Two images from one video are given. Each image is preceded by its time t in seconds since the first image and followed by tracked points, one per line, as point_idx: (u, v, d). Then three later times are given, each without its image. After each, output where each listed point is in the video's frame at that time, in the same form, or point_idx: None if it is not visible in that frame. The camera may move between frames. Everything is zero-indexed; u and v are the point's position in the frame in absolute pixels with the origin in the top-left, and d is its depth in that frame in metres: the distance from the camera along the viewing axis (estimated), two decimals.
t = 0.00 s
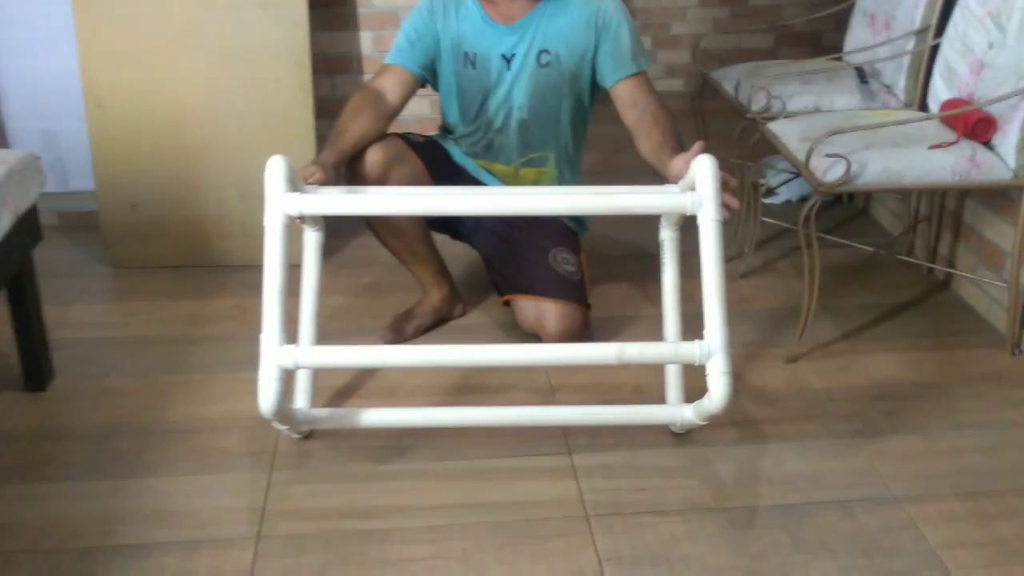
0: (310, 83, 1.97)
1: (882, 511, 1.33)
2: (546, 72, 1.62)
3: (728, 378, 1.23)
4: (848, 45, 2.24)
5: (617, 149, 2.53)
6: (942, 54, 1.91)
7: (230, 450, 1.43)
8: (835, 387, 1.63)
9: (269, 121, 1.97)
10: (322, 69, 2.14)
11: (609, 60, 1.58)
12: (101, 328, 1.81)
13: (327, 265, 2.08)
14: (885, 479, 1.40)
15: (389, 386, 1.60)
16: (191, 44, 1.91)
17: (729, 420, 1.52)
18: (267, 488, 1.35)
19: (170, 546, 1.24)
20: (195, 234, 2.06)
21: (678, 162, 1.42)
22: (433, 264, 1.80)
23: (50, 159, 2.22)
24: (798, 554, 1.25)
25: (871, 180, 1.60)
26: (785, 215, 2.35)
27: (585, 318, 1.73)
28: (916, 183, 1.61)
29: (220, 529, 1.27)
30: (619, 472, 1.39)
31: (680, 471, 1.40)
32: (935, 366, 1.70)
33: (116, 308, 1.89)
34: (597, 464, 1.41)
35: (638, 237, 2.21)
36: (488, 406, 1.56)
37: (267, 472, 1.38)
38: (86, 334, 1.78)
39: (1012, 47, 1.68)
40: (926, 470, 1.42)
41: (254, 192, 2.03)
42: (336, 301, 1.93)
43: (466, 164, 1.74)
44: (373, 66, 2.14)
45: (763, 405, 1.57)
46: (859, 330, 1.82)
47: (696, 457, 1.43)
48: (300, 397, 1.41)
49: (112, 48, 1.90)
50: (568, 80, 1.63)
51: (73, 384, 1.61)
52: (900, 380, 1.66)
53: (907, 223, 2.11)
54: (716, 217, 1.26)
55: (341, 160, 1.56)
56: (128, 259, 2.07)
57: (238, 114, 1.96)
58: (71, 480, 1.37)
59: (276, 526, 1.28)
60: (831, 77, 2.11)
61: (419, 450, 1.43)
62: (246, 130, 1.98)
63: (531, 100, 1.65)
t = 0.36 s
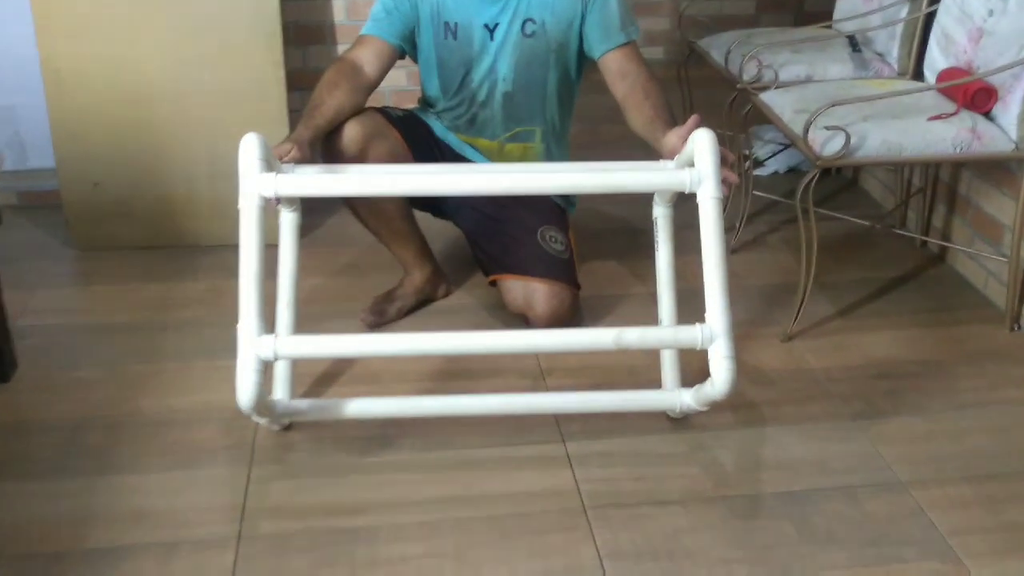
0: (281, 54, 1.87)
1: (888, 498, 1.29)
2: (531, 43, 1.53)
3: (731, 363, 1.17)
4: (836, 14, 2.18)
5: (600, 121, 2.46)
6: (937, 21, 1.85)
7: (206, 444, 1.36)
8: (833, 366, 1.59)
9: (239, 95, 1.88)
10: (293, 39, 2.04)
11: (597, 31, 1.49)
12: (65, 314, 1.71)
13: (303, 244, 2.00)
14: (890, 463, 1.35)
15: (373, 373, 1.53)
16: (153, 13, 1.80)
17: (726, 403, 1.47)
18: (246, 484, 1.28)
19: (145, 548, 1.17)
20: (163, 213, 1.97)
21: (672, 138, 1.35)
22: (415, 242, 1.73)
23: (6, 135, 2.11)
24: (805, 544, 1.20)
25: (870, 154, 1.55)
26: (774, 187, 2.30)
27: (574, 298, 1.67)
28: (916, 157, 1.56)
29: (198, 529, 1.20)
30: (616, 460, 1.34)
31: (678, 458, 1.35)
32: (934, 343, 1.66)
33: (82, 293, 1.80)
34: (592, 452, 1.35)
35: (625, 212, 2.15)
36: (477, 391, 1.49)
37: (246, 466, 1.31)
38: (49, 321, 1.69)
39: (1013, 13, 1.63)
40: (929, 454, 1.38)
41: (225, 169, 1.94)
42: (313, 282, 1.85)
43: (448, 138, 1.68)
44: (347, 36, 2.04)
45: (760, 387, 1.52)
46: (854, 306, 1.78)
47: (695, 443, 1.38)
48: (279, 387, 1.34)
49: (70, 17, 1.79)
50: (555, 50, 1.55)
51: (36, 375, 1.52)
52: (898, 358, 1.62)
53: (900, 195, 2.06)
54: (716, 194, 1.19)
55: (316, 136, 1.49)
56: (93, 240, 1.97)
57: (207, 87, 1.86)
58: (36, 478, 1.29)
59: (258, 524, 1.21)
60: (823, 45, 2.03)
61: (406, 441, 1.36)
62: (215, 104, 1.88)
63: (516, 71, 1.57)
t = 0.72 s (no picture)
0: (254, 30, 1.79)
1: (886, 486, 1.25)
2: (514, 16, 1.48)
3: (726, 354, 1.13)
4: None
5: (586, 96, 2.40)
6: None
7: (180, 440, 1.30)
8: (828, 349, 1.55)
9: (211, 72, 1.80)
10: (266, 13, 1.96)
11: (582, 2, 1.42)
12: (34, 304, 1.65)
13: (281, 227, 1.94)
14: (887, 450, 1.32)
15: (354, 363, 1.48)
16: None
17: (718, 390, 1.43)
18: (223, 482, 1.23)
19: (116, 552, 1.12)
20: (135, 197, 1.90)
21: (659, 116, 1.30)
22: (397, 226, 1.67)
23: None
24: (803, 538, 1.16)
25: (867, 130, 1.49)
26: (765, 162, 2.24)
27: (562, 281, 1.62)
28: (913, 133, 1.50)
29: (172, 531, 1.15)
30: (606, 452, 1.30)
31: (671, 448, 1.31)
32: (930, 324, 1.62)
33: (50, 281, 1.73)
34: (582, 444, 1.31)
35: (612, 190, 2.10)
36: (462, 381, 1.45)
37: (223, 464, 1.26)
38: (17, 311, 1.62)
39: None
40: (927, 439, 1.34)
41: (198, 151, 1.87)
42: (291, 267, 1.79)
43: (429, 117, 1.61)
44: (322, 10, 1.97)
45: (754, 372, 1.48)
46: (849, 287, 1.73)
47: (687, 433, 1.34)
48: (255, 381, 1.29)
49: None
50: (540, 24, 1.49)
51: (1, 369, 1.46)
52: (894, 339, 1.58)
53: (894, 170, 2.01)
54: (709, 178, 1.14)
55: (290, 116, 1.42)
56: (61, 225, 1.90)
57: (176, 65, 1.79)
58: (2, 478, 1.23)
59: (235, 525, 1.16)
60: (815, 17, 1.97)
61: (389, 434, 1.32)
62: (186, 83, 1.81)
63: (498, 46, 1.50)
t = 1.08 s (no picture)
0: (270, 7, 1.75)
1: (908, 502, 1.20)
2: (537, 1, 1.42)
3: (744, 372, 1.08)
4: None
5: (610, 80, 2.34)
6: None
7: (182, 431, 1.28)
8: (852, 353, 1.49)
9: (225, 49, 1.76)
10: None
11: None
12: (40, 284, 1.62)
13: (294, 210, 1.90)
14: (909, 463, 1.27)
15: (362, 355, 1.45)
16: None
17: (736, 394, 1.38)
18: (222, 477, 1.20)
19: (110, 547, 1.10)
20: (147, 175, 1.87)
21: (684, 110, 1.24)
22: (411, 216, 1.63)
23: None
24: (817, 555, 1.12)
25: (900, 127, 1.43)
26: (793, 153, 2.17)
27: (578, 275, 1.57)
28: (948, 131, 1.43)
29: (168, 527, 1.13)
30: (617, 457, 1.26)
31: (684, 455, 1.26)
32: (959, 329, 1.56)
33: (58, 260, 1.71)
34: (592, 448, 1.27)
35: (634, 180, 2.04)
36: (472, 377, 1.41)
37: (223, 457, 1.23)
38: (23, 291, 1.60)
39: None
40: (953, 453, 1.29)
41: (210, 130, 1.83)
42: (302, 251, 1.75)
43: (446, 101, 1.57)
44: None
45: (773, 375, 1.43)
46: (877, 287, 1.68)
47: (702, 438, 1.29)
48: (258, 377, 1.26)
49: None
50: (562, 10, 1.43)
51: (5, 351, 1.44)
52: (921, 344, 1.52)
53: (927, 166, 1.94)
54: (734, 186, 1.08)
55: (302, 101, 1.38)
56: (72, 203, 1.88)
57: (190, 42, 1.75)
58: None
59: (232, 522, 1.13)
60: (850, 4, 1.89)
61: (394, 432, 1.28)
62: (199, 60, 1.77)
63: (518, 33, 1.45)
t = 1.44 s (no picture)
0: None
1: (928, 518, 1.16)
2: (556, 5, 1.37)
3: (761, 399, 1.05)
4: None
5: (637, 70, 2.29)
6: None
7: (189, 423, 1.26)
8: (876, 360, 1.44)
9: (243, 34, 1.74)
10: None
11: None
12: (55, 268, 1.62)
13: (311, 199, 1.88)
14: (932, 477, 1.22)
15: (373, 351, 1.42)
16: None
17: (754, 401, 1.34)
18: (225, 472, 1.19)
19: (111, 541, 1.08)
20: (164, 160, 1.85)
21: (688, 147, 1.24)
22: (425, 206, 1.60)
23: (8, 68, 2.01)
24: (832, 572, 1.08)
25: (933, 128, 1.37)
26: (823, 150, 2.12)
27: (595, 271, 1.53)
28: (984, 133, 1.38)
29: (170, 522, 1.11)
30: (629, 463, 1.22)
31: (698, 463, 1.23)
32: (990, 338, 1.50)
33: (74, 244, 1.70)
34: (603, 453, 1.24)
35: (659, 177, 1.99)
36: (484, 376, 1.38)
37: (229, 452, 1.22)
38: (38, 275, 1.60)
39: None
40: (978, 468, 1.24)
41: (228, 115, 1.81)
42: (317, 241, 1.73)
43: (464, 93, 1.53)
44: None
45: (793, 382, 1.39)
46: (905, 291, 1.62)
47: (717, 446, 1.26)
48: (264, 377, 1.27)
49: None
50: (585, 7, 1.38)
51: (16, 336, 1.43)
52: (949, 353, 1.47)
53: (963, 166, 1.88)
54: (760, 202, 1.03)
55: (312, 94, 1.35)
56: (90, 186, 1.87)
57: (208, 26, 1.73)
58: (5, 453, 1.20)
59: (234, 519, 1.12)
60: None
61: (402, 431, 1.26)
62: (218, 45, 1.74)
63: (539, 29, 1.40)
